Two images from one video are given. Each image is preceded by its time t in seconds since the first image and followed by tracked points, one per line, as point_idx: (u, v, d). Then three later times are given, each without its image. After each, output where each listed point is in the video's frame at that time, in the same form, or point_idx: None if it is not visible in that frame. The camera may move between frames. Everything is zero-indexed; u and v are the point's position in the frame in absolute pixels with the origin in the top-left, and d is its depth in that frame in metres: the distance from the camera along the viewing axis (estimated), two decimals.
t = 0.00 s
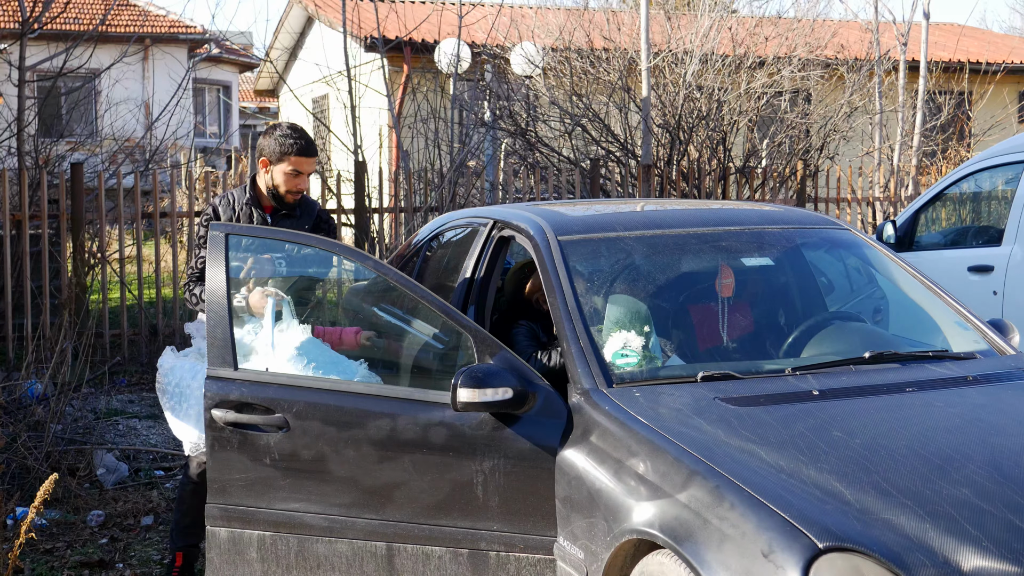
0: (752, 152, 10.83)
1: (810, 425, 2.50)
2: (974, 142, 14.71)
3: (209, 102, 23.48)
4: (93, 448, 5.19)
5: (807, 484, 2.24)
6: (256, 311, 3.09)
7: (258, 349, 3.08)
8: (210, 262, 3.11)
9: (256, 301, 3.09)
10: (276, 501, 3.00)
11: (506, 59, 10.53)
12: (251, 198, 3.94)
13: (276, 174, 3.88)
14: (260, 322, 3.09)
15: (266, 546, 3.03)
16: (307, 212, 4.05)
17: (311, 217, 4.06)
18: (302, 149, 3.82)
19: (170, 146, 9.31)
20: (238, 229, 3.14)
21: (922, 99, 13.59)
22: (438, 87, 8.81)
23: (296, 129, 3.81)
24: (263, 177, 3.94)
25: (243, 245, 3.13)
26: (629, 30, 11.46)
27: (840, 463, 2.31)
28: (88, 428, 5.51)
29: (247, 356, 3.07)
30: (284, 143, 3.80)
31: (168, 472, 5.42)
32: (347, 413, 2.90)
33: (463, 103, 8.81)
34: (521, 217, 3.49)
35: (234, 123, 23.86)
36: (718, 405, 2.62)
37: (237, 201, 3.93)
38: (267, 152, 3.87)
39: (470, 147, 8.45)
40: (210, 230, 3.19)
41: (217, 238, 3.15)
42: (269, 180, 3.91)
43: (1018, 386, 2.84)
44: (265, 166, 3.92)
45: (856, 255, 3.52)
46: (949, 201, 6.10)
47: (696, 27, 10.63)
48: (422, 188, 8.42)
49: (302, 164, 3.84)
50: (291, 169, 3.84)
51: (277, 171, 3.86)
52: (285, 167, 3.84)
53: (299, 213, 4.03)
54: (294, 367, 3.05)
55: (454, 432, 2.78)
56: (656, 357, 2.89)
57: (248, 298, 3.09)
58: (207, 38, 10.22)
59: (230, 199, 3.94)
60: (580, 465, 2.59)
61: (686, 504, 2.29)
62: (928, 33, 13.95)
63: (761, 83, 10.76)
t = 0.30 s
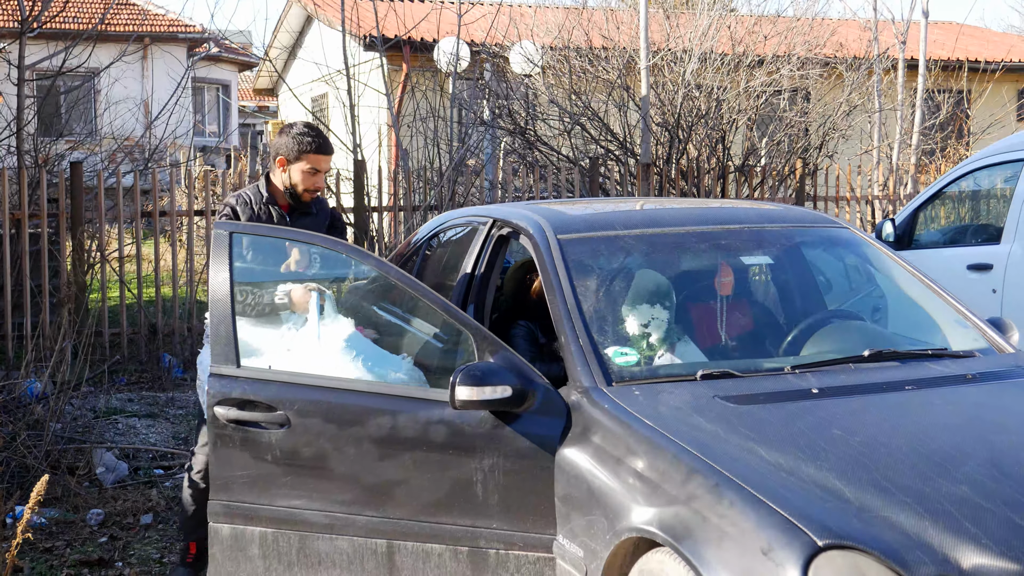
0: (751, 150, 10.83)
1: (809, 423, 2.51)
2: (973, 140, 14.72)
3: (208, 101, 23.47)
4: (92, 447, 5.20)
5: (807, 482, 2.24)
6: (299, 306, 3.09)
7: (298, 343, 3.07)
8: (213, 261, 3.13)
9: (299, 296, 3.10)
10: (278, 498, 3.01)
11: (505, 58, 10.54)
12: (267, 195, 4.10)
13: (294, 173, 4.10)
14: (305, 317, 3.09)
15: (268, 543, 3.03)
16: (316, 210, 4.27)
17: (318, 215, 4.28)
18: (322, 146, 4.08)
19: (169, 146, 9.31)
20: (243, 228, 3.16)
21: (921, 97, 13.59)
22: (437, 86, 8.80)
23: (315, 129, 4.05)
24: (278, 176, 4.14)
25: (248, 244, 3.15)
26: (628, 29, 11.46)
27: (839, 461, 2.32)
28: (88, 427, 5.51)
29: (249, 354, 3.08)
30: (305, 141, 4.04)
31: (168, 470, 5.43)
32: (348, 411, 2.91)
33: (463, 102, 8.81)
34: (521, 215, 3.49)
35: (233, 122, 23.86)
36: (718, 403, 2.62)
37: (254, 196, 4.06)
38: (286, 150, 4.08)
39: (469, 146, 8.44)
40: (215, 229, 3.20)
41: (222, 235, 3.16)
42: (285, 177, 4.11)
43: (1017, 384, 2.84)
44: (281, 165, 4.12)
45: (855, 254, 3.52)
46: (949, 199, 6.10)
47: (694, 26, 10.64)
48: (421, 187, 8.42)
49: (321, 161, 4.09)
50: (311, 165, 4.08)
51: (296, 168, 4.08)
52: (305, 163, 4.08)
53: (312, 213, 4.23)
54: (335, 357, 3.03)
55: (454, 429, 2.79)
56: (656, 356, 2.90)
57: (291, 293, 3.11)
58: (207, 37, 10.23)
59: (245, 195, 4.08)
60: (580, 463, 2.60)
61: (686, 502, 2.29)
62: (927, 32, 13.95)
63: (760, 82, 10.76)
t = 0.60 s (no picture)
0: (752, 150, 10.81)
1: (811, 422, 2.50)
2: (974, 139, 14.71)
3: (208, 101, 23.47)
4: (92, 447, 5.19)
5: (809, 482, 2.23)
6: (339, 301, 3.07)
7: (342, 338, 3.03)
8: (214, 261, 3.10)
9: (339, 291, 3.08)
10: (279, 498, 3.00)
11: (506, 58, 10.53)
12: (273, 193, 4.14)
13: (299, 169, 4.13)
14: (347, 311, 3.06)
15: (269, 542, 3.03)
16: (321, 203, 4.33)
17: (323, 206, 4.34)
18: (325, 140, 4.11)
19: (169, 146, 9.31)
20: (245, 228, 3.14)
21: (922, 97, 13.58)
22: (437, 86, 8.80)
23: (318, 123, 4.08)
24: (281, 173, 4.17)
25: (250, 244, 3.12)
26: (628, 28, 11.45)
27: (840, 460, 2.31)
28: (88, 428, 5.50)
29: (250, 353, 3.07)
30: (309, 137, 4.07)
31: (169, 470, 5.43)
32: (348, 410, 2.90)
33: (463, 102, 8.80)
34: (521, 215, 3.48)
35: (234, 122, 23.86)
36: (718, 403, 2.61)
37: (262, 196, 4.09)
38: (289, 147, 4.11)
39: (469, 146, 8.44)
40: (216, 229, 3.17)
41: (223, 235, 3.13)
42: (291, 174, 4.15)
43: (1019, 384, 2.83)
44: (284, 161, 4.15)
45: (856, 253, 3.52)
46: (950, 198, 6.09)
47: (695, 26, 10.63)
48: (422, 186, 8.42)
49: (326, 155, 4.13)
50: (316, 161, 4.12)
51: (302, 164, 4.12)
52: (310, 159, 4.11)
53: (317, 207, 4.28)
54: (375, 352, 2.98)
55: (455, 429, 2.78)
56: (657, 355, 2.89)
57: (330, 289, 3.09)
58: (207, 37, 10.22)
59: (252, 196, 4.10)
60: (581, 463, 2.59)
61: (687, 502, 2.29)
62: (928, 32, 13.94)
63: (761, 82, 10.75)
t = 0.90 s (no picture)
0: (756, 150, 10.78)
1: (813, 422, 2.50)
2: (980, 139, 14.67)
3: (213, 102, 23.51)
4: (97, 447, 5.21)
5: (812, 482, 2.23)
6: (369, 305, 3.08)
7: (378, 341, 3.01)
8: (218, 263, 3.14)
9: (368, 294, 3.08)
10: (283, 497, 3.01)
11: (510, 58, 10.53)
12: (283, 201, 4.09)
13: (305, 175, 4.14)
14: (378, 313, 3.05)
15: (272, 542, 3.04)
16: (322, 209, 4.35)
17: (321, 215, 4.34)
18: (328, 144, 4.15)
19: (174, 146, 9.32)
20: (249, 229, 3.17)
21: (926, 97, 13.55)
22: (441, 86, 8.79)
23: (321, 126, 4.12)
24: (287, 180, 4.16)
25: (255, 244, 3.16)
26: (633, 28, 11.44)
27: (843, 460, 2.31)
28: (92, 427, 5.51)
29: (253, 353, 3.08)
30: (315, 141, 4.10)
31: (173, 470, 5.44)
32: (351, 410, 2.90)
33: (467, 102, 8.80)
34: (524, 214, 3.48)
35: (238, 123, 23.89)
36: (722, 402, 2.61)
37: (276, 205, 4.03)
38: (295, 154, 4.10)
39: (473, 146, 8.44)
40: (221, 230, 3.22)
41: (228, 236, 3.17)
42: (297, 181, 4.13)
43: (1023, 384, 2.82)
44: (288, 169, 4.12)
45: (860, 253, 3.51)
46: (955, 198, 6.07)
47: (700, 26, 10.61)
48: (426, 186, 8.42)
49: (329, 158, 4.17)
50: (322, 165, 4.14)
51: (309, 170, 4.12)
52: (316, 165, 4.13)
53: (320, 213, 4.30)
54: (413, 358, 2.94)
55: (458, 429, 2.78)
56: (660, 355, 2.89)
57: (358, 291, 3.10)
58: (211, 37, 10.23)
59: (262, 204, 4.07)
60: (583, 462, 2.59)
61: (689, 502, 2.29)
62: (933, 32, 13.91)
63: (766, 82, 10.73)
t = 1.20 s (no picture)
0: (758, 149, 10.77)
1: (814, 422, 2.49)
2: (982, 139, 14.66)
3: (215, 102, 23.54)
4: (98, 446, 5.21)
5: (812, 481, 2.23)
6: (393, 301, 3.06)
7: (404, 337, 3.00)
8: (218, 262, 3.15)
9: (392, 291, 3.06)
10: (282, 496, 3.02)
11: (512, 57, 10.53)
12: (297, 202, 4.10)
13: (317, 175, 4.15)
14: (402, 309, 3.04)
15: (272, 541, 3.04)
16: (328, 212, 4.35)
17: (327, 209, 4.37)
18: (339, 145, 4.18)
19: (175, 145, 9.32)
20: (249, 228, 3.18)
21: (928, 96, 13.54)
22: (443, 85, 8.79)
23: (332, 126, 4.12)
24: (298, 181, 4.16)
25: (255, 243, 3.17)
26: (635, 28, 11.44)
27: (843, 459, 2.30)
28: (94, 426, 5.52)
29: (253, 352, 3.09)
30: (328, 142, 4.11)
31: (174, 469, 5.45)
32: (350, 410, 2.91)
33: (469, 102, 8.81)
34: (525, 214, 3.48)
35: (240, 123, 23.91)
36: (722, 402, 2.61)
37: (292, 208, 4.04)
38: (308, 155, 4.11)
39: (475, 145, 8.44)
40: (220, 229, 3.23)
41: (227, 236, 3.19)
42: (310, 182, 4.14)
43: None
44: (300, 169, 4.12)
45: (861, 253, 3.50)
46: (956, 198, 6.06)
47: (702, 26, 10.60)
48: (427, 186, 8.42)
49: (340, 157, 4.19)
50: (333, 166, 4.16)
51: (321, 170, 4.14)
52: (327, 165, 4.15)
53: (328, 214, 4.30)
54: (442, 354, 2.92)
55: (457, 428, 2.78)
56: (661, 354, 2.89)
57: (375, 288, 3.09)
58: (213, 37, 10.24)
59: (275, 203, 4.05)
60: (583, 461, 2.59)
61: (689, 501, 2.29)
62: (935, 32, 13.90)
63: (768, 81, 10.72)
